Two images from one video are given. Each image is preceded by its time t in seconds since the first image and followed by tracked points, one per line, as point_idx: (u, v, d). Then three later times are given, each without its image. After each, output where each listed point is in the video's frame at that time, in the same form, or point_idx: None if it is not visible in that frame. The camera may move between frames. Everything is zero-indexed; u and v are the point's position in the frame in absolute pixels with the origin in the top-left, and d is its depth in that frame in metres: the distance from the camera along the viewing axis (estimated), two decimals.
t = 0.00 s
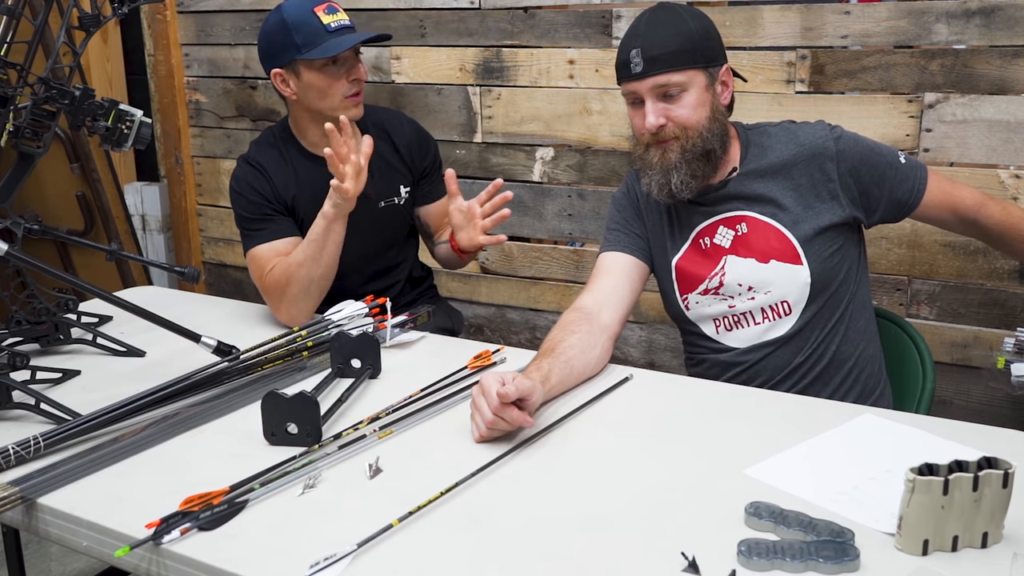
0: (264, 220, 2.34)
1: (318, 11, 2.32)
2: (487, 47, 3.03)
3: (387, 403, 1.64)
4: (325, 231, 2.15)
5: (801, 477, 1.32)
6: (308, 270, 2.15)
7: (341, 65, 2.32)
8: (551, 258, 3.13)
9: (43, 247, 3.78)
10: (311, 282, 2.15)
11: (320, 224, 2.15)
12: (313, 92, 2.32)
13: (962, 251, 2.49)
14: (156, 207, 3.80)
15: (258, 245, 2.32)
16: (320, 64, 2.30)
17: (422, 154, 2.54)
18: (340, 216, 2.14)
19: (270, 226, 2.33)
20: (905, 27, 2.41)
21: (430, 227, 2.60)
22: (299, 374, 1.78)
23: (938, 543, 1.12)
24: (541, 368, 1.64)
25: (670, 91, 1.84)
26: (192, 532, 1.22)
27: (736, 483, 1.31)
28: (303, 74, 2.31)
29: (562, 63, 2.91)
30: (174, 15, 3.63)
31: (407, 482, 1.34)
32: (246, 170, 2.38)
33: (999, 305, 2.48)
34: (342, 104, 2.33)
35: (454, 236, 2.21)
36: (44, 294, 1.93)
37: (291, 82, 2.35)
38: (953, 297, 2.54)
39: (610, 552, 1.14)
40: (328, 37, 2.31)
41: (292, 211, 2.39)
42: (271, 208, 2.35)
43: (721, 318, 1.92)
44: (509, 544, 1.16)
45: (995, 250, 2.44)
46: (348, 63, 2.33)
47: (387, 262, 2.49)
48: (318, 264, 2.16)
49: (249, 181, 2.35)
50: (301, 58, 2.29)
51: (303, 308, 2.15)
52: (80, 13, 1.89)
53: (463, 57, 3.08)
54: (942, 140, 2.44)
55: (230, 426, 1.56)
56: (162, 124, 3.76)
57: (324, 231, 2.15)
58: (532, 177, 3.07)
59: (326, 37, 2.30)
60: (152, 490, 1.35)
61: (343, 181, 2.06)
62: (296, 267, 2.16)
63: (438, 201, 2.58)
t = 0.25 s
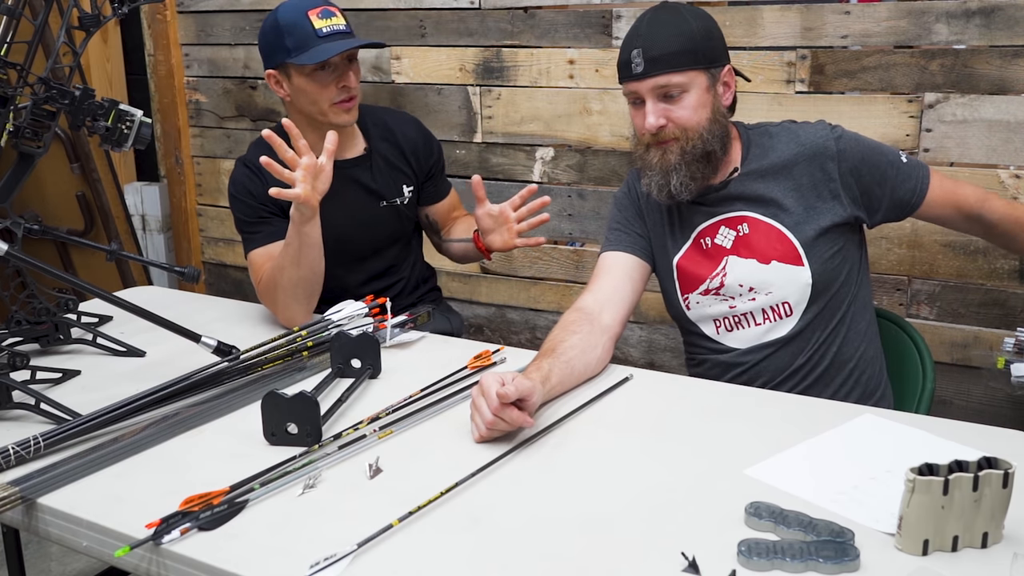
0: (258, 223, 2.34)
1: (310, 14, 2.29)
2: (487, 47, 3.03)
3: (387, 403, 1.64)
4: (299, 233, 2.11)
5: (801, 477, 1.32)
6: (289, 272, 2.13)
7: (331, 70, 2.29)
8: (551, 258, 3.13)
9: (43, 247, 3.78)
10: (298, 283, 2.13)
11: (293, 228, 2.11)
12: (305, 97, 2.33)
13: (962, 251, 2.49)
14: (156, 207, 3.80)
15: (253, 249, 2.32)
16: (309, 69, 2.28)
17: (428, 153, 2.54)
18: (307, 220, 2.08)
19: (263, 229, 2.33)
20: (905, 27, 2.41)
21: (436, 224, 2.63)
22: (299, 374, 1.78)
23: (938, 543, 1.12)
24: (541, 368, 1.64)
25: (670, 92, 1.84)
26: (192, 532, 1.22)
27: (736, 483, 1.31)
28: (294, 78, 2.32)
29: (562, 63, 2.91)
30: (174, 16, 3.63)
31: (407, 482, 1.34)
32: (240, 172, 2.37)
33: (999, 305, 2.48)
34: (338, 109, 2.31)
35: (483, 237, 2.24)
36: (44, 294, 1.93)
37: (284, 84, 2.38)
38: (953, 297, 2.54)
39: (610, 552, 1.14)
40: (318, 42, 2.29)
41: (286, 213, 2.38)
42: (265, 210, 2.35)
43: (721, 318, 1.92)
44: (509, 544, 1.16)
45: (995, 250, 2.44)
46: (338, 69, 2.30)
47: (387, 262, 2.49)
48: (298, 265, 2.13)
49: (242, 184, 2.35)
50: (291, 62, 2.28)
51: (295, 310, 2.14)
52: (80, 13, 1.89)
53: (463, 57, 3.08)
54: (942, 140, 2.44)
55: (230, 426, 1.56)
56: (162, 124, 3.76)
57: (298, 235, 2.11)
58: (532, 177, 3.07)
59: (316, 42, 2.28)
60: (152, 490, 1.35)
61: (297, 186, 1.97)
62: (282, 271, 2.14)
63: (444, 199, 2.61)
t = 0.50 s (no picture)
0: (258, 223, 2.34)
1: (318, 12, 2.30)
2: (487, 47, 3.03)
3: (387, 403, 1.64)
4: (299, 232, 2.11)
5: (800, 477, 1.32)
6: (288, 272, 2.13)
7: (336, 69, 2.30)
8: (551, 258, 3.13)
9: (43, 247, 3.78)
10: (299, 283, 2.13)
11: (291, 228, 2.12)
12: (307, 95, 2.32)
13: (962, 251, 2.49)
14: (156, 207, 3.80)
15: (253, 249, 2.32)
16: (314, 66, 2.28)
17: (429, 155, 2.54)
18: (303, 219, 2.09)
19: (263, 230, 2.33)
20: (905, 27, 2.41)
21: (439, 227, 2.61)
22: (299, 375, 1.78)
23: (938, 543, 1.12)
24: (541, 369, 1.64)
25: (674, 93, 1.84)
26: (192, 532, 1.22)
27: (736, 483, 1.31)
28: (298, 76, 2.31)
29: (562, 63, 2.91)
30: (174, 16, 3.63)
31: (408, 482, 1.34)
32: (240, 172, 2.37)
33: (999, 305, 2.48)
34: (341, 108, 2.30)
35: (476, 238, 2.24)
36: (44, 294, 1.93)
37: (285, 82, 2.36)
38: (953, 297, 2.54)
39: (611, 552, 1.14)
40: (325, 39, 2.29)
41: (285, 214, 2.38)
42: (264, 211, 2.35)
43: (723, 318, 1.92)
44: (509, 544, 1.16)
45: (995, 250, 2.44)
46: (343, 68, 2.31)
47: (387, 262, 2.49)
48: (299, 264, 2.13)
49: (241, 185, 2.35)
50: (295, 59, 2.28)
51: (296, 311, 2.14)
52: (80, 13, 1.89)
53: (464, 57, 3.08)
54: (942, 140, 2.44)
55: (230, 426, 1.56)
56: (162, 124, 3.76)
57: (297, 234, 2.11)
58: (532, 177, 3.07)
59: (323, 39, 2.28)
60: (152, 490, 1.35)
61: (292, 185, 1.97)
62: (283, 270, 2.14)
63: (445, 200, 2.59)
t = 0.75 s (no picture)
0: (256, 223, 2.33)
1: (318, 8, 2.30)
2: (487, 47, 3.03)
3: (387, 403, 1.64)
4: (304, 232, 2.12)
5: (800, 477, 1.32)
6: (291, 271, 2.13)
7: (338, 66, 2.31)
8: (551, 258, 3.13)
9: (43, 247, 3.78)
10: (303, 284, 2.14)
11: (297, 227, 2.12)
12: (309, 92, 2.31)
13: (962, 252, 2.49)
14: (156, 207, 3.80)
15: (252, 249, 2.32)
16: (318, 61, 2.28)
17: (427, 157, 2.53)
18: (310, 218, 2.09)
19: (262, 230, 2.33)
20: (905, 27, 2.41)
21: (437, 230, 2.60)
22: (299, 375, 1.78)
23: (938, 543, 1.12)
24: (540, 369, 1.64)
25: (664, 94, 1.84)
26: (192, 532, 1.22)
27: (736, 483, 1.31)
28: (300, 72, 2.30)
29: (562, 63, 2.91)
30: (175, 15, 3.63)
31: (408, 482, 1.34)
32: (239, 172, 2.37)
33: (999, 305, 2.48)
34: (341, 103, 2.31)
35: (463, 232, 2.25)
36: (44, 294, 1.93)
37: (285, 79, 2.35)
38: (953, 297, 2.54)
39: (610, 552, 1.14)
40: (327, 35, 2.29)
41: (283, 213, 2.38)
42: (263, 211, 2.35)
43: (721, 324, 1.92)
44: (508, 544, 1.16)
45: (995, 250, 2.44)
46: (345, 65, 2.32)
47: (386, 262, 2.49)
48: (303, 265, 2.13)
49: (240, 185, 2.34)
50: (298, 54, 2.28)
51: (298, 312, 2.15)
52: (80, 13, 1.89)
53: (464, 57, 3.08)
54: (942, 140, 2.44)
55: (230, 426, 1.56)
56: (162, 124, 3.76)
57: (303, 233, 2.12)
58: (532, 177, 3.07)
59: (325, 35, 2.29)
60: (152, 490, 1.35)
61: (302, 181, 1.97)
62: (285, 270, 2.14)
63: (444, 204, 2.58)
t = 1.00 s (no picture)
0: (255, 224, 2.33)
1: (311, 12, 2.29)
2: (487, 47, 3.03)
3: (387, 403, 1.64)
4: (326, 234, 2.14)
5: (800, 477, 1.32)
6: (306, 269, 2.15)
7: (331, 69, 2.31)
8: (551, 258, 3.13)
9: (43, 247, 3.78)
10: (314, 281, 2.17)
11: (320, 225, 2.13)
12: (302, 96, 2.31)
13: (962, 252, 2.49)
14: (156, 207, 3.80)
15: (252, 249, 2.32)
16: (311, 67, 2.29)
17: (423, 156, 2.53)
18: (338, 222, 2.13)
19: (261, 230, 2.33)
20: (905, 27, 2.41)
21: (434, 229, 2.59)
22: (299, 375, 1.78)
23: (938, 543, 1.12)
24: (539, 369, 1.64)
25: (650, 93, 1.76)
26: (192, 532, 1.22)
27: (736, 484, 1.31)
28: (293, 77, 2.31)
29: (562, 63, 2.91)
30: (174, 15, 3.63)
31: (408, 482, 1.34)
32: (238, 173, 2.37)
33: (999, 305, 2.48)
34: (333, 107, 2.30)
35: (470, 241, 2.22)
36: (44, 294, 1.93)
37: (279, 83, 2.34)
38: (953, 297, 2.54)
39: (610, 552, 1.14)
40: (322, 40, 2.29)
41: (281, 213, 2.37)
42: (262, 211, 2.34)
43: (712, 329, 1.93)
44: (508, 544, 1.16)
45: (995, 250, 2.44)
46: (338, 68, 2.32)
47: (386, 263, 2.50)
48: (317, 262, 2.16)
49: (238, 186, 2.34)
50: (292, 60, 2.28)
51: (304, 311, 2.17)
52: (80, 13, 1.89)
53: (463, 57, 3.08)
54: (942, 140, 2.44)
55: (230, 426, 1.56)
56: (162, 124, 3.76)
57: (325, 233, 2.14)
58: (532, 177, 3.07)
59: (319, 40, 2.29)
60: (152, 490, 1.35)
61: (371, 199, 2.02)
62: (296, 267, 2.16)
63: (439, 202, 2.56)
